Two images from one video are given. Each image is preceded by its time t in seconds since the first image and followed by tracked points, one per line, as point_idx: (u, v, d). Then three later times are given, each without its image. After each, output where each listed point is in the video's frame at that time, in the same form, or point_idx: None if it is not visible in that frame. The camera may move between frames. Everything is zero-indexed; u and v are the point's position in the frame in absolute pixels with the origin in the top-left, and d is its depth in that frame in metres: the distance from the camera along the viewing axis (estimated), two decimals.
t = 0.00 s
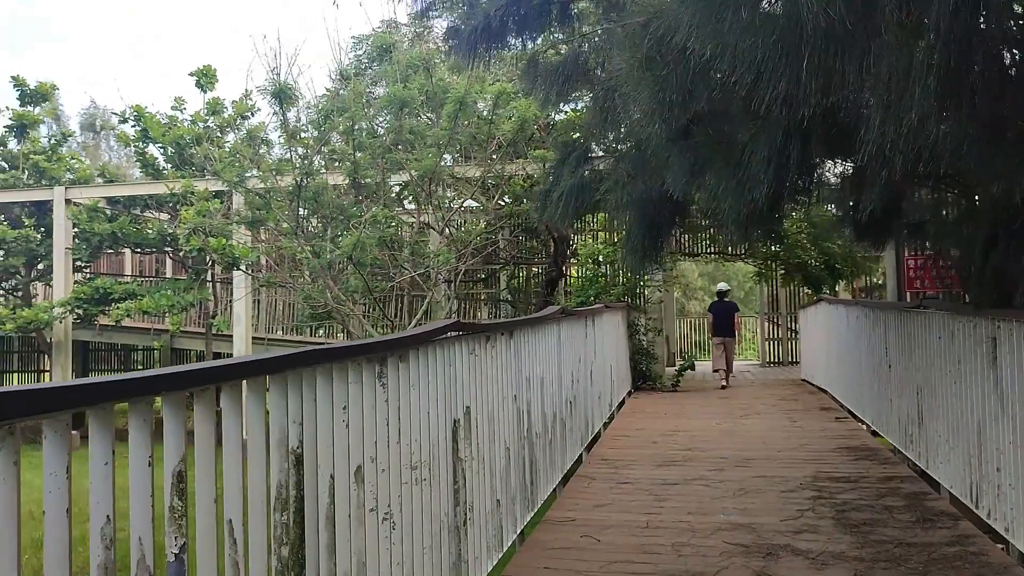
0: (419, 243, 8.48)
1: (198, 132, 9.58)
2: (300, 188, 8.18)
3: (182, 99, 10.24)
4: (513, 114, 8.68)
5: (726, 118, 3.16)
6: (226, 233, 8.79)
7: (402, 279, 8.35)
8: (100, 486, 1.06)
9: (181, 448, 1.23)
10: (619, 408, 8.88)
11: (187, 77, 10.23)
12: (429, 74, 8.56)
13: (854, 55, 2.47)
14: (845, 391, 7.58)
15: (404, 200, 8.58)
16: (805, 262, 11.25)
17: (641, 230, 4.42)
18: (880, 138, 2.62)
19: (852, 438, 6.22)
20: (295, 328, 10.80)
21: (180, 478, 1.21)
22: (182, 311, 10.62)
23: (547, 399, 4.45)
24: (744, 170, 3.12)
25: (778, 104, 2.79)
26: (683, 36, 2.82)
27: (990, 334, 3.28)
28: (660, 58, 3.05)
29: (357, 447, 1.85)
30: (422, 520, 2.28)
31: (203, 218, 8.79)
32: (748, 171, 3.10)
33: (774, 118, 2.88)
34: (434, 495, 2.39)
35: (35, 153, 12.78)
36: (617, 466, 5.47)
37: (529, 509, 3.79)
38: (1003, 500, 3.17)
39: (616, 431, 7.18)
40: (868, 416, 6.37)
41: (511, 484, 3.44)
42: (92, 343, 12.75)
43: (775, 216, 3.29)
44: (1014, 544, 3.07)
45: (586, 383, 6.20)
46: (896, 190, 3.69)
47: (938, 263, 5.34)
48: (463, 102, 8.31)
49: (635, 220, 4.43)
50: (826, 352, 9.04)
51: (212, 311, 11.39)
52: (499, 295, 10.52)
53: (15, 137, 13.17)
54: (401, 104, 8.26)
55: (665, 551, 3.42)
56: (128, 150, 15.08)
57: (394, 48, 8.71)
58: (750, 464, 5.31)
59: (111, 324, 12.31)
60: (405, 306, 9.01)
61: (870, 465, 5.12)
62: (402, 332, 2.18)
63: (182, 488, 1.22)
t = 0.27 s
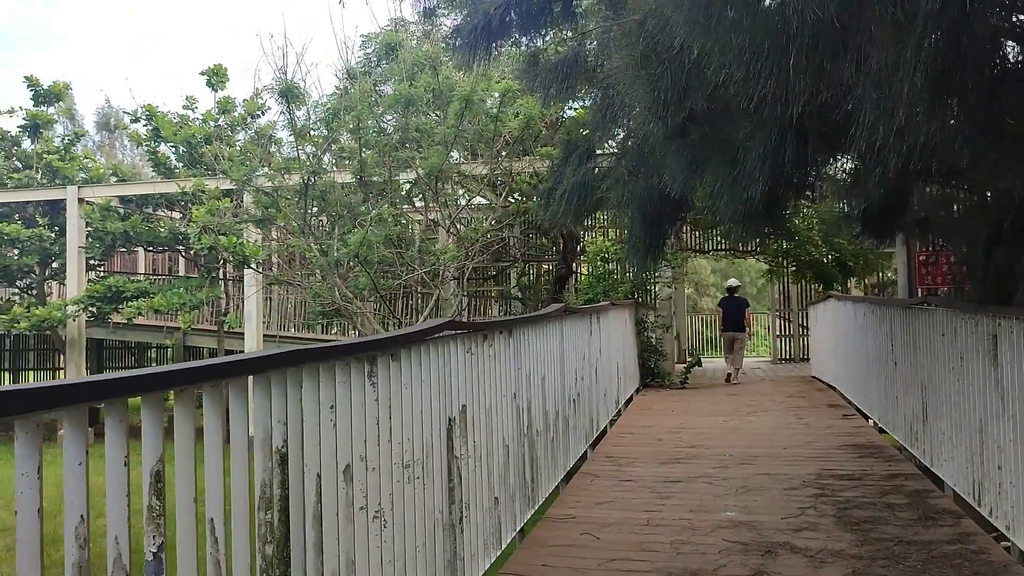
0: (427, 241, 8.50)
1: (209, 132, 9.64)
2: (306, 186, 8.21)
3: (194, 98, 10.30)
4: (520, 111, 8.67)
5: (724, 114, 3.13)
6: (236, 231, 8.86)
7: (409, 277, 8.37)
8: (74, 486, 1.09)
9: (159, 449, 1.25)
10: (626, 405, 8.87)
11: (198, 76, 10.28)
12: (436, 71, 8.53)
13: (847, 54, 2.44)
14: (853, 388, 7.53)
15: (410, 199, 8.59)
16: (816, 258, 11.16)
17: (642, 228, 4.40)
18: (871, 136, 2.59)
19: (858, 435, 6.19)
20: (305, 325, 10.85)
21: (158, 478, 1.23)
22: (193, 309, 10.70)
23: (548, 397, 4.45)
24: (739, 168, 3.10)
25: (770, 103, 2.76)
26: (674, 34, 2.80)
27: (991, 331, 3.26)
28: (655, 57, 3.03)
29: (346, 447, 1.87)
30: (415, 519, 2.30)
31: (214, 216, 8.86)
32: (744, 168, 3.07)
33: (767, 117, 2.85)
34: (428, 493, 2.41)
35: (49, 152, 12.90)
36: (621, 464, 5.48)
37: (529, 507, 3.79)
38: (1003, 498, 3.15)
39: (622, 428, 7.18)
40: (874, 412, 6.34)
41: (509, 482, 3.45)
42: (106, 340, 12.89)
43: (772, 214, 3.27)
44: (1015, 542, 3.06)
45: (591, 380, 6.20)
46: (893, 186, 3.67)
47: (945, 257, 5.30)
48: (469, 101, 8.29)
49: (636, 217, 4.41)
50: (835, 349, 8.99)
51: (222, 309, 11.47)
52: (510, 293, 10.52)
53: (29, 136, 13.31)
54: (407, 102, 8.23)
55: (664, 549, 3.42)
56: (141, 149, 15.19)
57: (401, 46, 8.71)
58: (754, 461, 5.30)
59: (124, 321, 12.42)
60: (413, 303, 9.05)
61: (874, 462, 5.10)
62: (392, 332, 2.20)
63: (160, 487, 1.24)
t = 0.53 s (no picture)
0: (434, 238, 8.50)
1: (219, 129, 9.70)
2: (314, 183, 8.24)
3: (203, 95, 10.34)
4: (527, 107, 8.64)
5: (724, 110, 3.09)
6: (245, 229, 8.90)
7: (417, 274, 8.37)
8: (53, 485, 1.09)
9: (141, 449, 1.25)
10: (634, 401, 8.85)
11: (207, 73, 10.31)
12: (442, 68, 8.41)
13: (846, 49, 2.41)
14: (863, 385, 7.46)
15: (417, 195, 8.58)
16: (828, 254, 11.07)
17: (646, 224, 4.36)
18: (868, 131, 2.55)
19: (866, 432, 6.14)
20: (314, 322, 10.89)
21: (141, 476, 1.24)
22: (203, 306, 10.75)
23: (552, 394, 4.44)
24: (739, 163, 3.07)
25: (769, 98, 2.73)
26: (671, 30, 2.78)
27: (996, 327, 3.23)
28: (654, 51, 3.00)
29: (339, 444, 1.88)
30: (412, 516, 2.30)
31: (224, 213, 8.90)
32: (744, 165, 3.03)
33: (766, 112, 2.83)
34: (425, 490, 2.41)
35: (61, 150, 13.03)
36: (626, 460, 5.47)
37: (531, 504, 3.78)
38: (1009, 496, 3.12)
39: (629, 424, 7.17)
40: (883, 409, 6.28)
41: (511, 479, 3.44)
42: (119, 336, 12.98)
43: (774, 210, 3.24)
44: (1019, 540, 3.02)
45: (597, 377, 6.19)
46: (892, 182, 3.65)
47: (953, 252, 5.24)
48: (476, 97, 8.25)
49: (640, 213, 4.38)
50: (844, 345, 8.93)
51: (233, 306, 11.52)
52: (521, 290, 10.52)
53: (41, 134, 13.40)
54: (414, 98, 8.11)
55: (665, 546, 3.41)
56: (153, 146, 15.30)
57: (409, 43, 8.56)
58: (760, 459, 5.27)
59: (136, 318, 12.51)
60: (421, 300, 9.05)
61: (881, 459, 5.06)
62: (386, 329, 2.19)
63: (143, 484, 1.24)
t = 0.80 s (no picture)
0: (441, 236, 8.49)
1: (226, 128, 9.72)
2: (320, 181, 8.29)
3: (212, 94, 10.38)
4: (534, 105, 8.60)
5: (726, 107, 3.06)
6: (253, 227, 8.92)
7: (423, 272, 8.36)
8: (29, 485, 1.10)
9: (121, 449, 1.24)
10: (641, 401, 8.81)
11: (216, 72, 10.34)
12: (449, 66, 8.41)
13: (848, 45, 2.38)
14: (871, 384, 7.40)
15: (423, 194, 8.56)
16: (838, 253, 10.98)
17: (650, 223, 4.33)
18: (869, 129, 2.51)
19: (874, 432, 6.08)
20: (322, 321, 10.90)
21: (122, 477, 1.23)
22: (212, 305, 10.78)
23: (554, 394, 4.41)
24: (738, 161, 3.02)
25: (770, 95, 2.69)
26: (671, 27, 2.75)
27: (1004, 327, 3.18)
28: (655, 47, 2.97)
29: (331, 444, 1.87)
30: (408, 516, 2.28)
31: (231, 211, 8.92)
32: (745, 163, 2.97)
33: (768, 109, 2.79)
34: (422, 490, 2.39)
35: (71, 149, 13.11)
36: (631, 460, 5.44)
37: (533, 505, 3.76)
38: (1016, 498, 3.07)
39: (635, 424, 7.14)
40: (891, 409, 6.22)
41: (511, 479, 3.42)
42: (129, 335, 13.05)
43: (775, 209, 3.22)
44: None
45: (602, 376, 6.16)
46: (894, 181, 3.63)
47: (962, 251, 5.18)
48: (482, 94, 8.22)
49: (643, 210, 4.34)
50: (853, 345, 8.86)
51: (241, 305, 11.55)
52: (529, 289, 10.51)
53: (51, 133, 13.47)
54: (420, 96, 8.15)
55: (667, 547, 3.38)
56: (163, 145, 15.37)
57: (415, 41, 8.64)
58: (766, 459, 5.23)
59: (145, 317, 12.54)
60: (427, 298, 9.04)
61: (888, 460, 5.01)
62: (380, 328, 2.18)
63: (124, 485, 1.24)
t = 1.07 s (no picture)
0: (444, 236, 8.45)
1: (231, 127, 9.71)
2: (323, 181, 8.31)
3: (219, 94, 10.39)
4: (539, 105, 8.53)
5: (725, 107, 3.01)
6: (257, 227, 8.91)
7: (426, 272, 8.33)
8: None
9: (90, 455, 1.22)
10: (645, 403, 8.76)
11: (222, 72, 10.33)
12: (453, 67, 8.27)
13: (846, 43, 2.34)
14: (877, 386, 7.33)
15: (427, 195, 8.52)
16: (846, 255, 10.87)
17: (650, 224, 4.28)
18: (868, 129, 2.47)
19: (879, 436, 6.02)
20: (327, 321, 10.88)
21: (91, 484, 1.21)
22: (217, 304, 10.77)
23: (554, 397, 4.36)
24: (735, 162, 2.99)
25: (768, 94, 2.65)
26: (669, 24, 2.72)
27: (1008, 331, 3.13)
28: (654, 46, 2.94)
29: (316, 448, 1.84)
30: (398, 520, 2.25)
31: (236, 211, 8.91)
32: (743, 164, 2.92)
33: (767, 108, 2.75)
34: (412, 493, 2.37)
35: (78, 149, 13.14)
36: (633, 463, 5.39)
37: (530, 509, 3.72)
38: (1020, 504, 3.02)
39: (639, 426, 7.09)
40: (897, 412, 6.15)
41: (508, 483, 3.40)
42: (135, 334, 13.08)
43: (775, 212, 3.18)
44: None
45: (605, 378, 6.12)
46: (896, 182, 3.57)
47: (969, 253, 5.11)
48: (486, 94, 8.09)
49: (642, 211, 4.29)
50: (859, 347, 8.79)
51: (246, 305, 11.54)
52: (535, 289, 10.47)
53: (58, 133, 13.49)
54: (423, 96, 8.03)
55: (665, 552, 3.35)
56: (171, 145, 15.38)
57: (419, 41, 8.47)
58: (769, 462, 5.18)
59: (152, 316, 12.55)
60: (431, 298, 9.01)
61: (893, 464, 4.95)
62: (368, 330, 2.16)
63: (94, 492, 1.21)
